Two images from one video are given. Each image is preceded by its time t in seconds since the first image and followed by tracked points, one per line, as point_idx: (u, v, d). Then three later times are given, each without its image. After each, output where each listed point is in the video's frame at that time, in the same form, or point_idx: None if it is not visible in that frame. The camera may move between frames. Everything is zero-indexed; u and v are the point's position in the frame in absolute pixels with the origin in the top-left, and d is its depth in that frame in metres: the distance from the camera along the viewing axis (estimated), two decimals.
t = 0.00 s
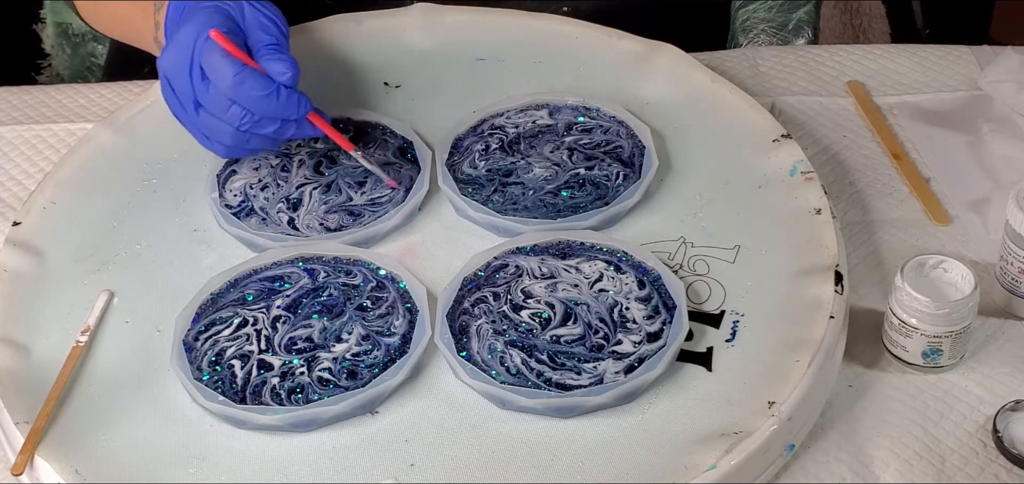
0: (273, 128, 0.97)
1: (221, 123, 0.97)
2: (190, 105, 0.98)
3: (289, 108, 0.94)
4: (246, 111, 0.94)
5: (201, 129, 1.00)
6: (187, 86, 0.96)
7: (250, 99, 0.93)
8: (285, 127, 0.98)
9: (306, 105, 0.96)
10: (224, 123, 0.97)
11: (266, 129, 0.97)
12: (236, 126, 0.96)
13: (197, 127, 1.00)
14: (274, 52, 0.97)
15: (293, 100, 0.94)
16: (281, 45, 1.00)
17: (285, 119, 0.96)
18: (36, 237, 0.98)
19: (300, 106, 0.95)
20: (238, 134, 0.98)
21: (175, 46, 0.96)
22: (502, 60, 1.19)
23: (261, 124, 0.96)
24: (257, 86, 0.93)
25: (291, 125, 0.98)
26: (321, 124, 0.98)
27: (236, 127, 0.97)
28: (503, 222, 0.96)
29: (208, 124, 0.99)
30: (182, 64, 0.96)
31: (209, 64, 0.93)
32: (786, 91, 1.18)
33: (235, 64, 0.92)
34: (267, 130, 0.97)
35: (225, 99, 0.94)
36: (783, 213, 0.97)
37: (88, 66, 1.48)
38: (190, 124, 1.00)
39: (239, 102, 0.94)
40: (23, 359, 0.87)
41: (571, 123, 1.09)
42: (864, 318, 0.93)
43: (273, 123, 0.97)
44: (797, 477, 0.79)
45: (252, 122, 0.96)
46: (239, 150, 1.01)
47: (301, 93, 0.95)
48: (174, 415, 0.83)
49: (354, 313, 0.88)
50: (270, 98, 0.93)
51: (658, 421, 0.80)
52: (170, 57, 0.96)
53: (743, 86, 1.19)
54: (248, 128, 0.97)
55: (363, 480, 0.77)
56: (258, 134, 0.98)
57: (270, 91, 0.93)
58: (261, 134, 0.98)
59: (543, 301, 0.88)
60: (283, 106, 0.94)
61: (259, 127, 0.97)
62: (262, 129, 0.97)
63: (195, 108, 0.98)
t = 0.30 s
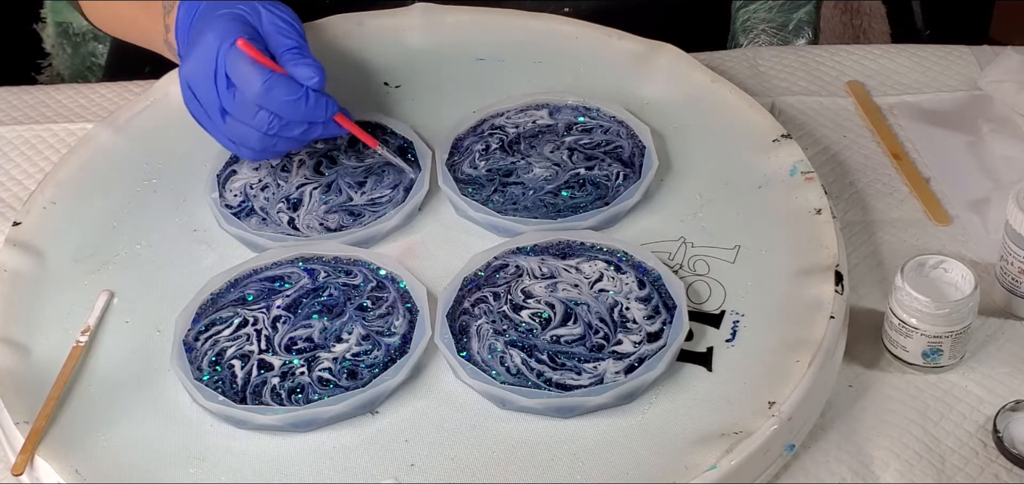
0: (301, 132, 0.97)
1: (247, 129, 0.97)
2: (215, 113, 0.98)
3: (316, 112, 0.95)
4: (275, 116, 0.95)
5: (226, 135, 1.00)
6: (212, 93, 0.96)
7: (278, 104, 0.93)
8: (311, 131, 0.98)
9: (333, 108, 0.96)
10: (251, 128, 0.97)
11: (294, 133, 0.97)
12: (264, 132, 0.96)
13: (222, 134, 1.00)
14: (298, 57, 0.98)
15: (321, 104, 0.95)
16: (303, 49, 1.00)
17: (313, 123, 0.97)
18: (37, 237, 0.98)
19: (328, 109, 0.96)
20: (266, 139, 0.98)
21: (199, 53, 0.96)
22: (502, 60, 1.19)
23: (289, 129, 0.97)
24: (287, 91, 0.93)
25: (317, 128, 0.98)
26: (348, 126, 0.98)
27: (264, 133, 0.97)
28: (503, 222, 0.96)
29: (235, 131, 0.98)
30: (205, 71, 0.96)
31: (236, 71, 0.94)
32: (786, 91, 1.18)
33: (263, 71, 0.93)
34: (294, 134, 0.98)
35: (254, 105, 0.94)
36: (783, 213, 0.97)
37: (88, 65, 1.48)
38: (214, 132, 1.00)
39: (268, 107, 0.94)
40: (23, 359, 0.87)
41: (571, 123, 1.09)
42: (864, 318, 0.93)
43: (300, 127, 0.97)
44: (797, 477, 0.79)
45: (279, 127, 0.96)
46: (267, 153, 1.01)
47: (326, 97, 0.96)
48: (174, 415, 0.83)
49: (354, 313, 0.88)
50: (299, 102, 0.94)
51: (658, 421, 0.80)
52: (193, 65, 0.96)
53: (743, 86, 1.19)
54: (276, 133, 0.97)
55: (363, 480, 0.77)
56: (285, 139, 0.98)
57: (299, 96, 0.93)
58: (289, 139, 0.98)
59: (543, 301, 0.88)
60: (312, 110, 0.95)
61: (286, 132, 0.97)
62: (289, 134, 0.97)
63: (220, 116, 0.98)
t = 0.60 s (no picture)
0: (229, 130, 0.97)
1: (177, 127, 0.98)
2: (148, 111, 0.99)
3: (243, 111, 0.95)
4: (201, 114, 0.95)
5: (163, 135, 1.00)
6: (143, 92, 0.97)
7: (203, 102, 0.94)
8: (240, 129, 0.98)
9: (261, 107, 0.96)
10: (182, 126, 0.97)
11: (222, 131, 0.97)
12: (192, 129, 0.97)
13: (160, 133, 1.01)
14: (231, 52, 0.98)
15: (247, 102, 0.95)
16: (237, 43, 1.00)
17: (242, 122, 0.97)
18: (37, 238, 0.98)
19: (254, 108, 0.96)
20: (198, 137, 0.98)
21: (127, 54, 0.97)
22: (502, 61, 1.19)
23: (215, 126, 0.97)
24: (210, 89, 0.93)
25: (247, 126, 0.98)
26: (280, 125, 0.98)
27: (194, 130, 0.97)
28: (503, 222, 0.96)
29: (167, 128, 0.99)
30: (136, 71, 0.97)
31: (161, 69, 0.94)
32: (786, 91, 1.18)
33: (187, 68, 0.93)
34: (223, 132, 0.98)
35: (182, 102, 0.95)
36: (783, 213, 0.97)
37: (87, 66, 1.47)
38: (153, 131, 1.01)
39: (193, 105, 0.94)
40: (23, 359, 0.87)
41: (571, 123, 1.09)
42: (864, 318, 0.93)
43: (229, 125, 0.97)
44: (798, 477, 0.79)
45: (207, 125, 0.96)
46: (204, 151, 1.02)
47: (255, 96, 0.96)
48: (175, 415, 0.83)
49: (354, 313, 0.88)
50: (223, 100, 0.94)
51: (658, 421, 0.80)
52: (123, 66, 0.97)
53: (743, 86, 1.19)
54: (205, 131, 0.97)
55: (363, 480, 0.77)
56: (216, 137, 0.99)
57: (222, 93, 0.94)
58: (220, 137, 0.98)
59: (543, 301, 0.88)
60: (236, 108, 0.94)
61: (216, 130, 0.97)
62: (219, 131, 0.97)
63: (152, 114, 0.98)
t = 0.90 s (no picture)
0: (203, 134, 0.96)
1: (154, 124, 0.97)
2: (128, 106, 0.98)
3: (222, 115, 0.93)
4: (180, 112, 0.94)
5: (140, 132, 0.99)
6: (127, 85, 0.97)
7: (185, 99, 0.92)
8: (217, 134, 0.96)
9: (241, 114, 0.95)
10: (158, 125, 0.96)
11: (198, 135, 0.96)
12: (167, 128, 0.96)
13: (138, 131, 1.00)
14: (221, 57, 0.97)
15: (228, 106, 0.94)
16: (227, 50, 1.00)
17: (218, 127, 0.95)
18: (37, 238, 0.98)
19: (234, 113, 0.94)
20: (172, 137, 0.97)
21: (118, 47, 0.97)
22: (502, 60, 1.19)
23: (191, 129, 0.95)
24: (193, 86, 0.92)
25: (224, 132, 0.96)
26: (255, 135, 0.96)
27: (169, 130, 0.96)
28: (503, 222, 0.96)
29: (144, 125, 0.98)
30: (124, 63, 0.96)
31: (147, 63, 0.93)
32: (786, 90, 1.18)
33: (173, 63, 0.93)
34: (198, 137, 0.96)
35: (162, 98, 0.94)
36: (783, 213, 0.97)
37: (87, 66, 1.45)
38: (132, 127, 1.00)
39: (174, 101, 0.93)
40: (23, 359, 0.87)
41: (571, 123, 1.09)
42: (864, 318, 0.93)
43: (205, 128, 0.95)
44: (798, 477, 0.79)
45: (182, 126, 0.95)
46: (179, 155, 1.00)
47: (236, 101, 0.94)
48: (175, 415, 0.83)
49: (354, 313, 0.88)
50: (204, 99, 0.92)
51: (659, 421, 0.80)
52: (112, 59, 0.97)
53: (743, 86, 1.19)
54: (181, 132, 0.96)
55: (363, 480, 0.77)
56: (191, 141, 0.97)
57: (205, 92, 0.92)
58: (194, 140, 0.97)
59: (543, 301, 0.88)
60: (216, 110, 0.93)
61: (191, 133, 0.96)
62: (195, 135, 0.96)
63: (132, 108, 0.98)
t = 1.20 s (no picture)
0: (206, 135, 0.95)
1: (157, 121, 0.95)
2: (130, 101, 0.96)
3: (232, 118, 0.93)
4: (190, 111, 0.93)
5: (139, 128, 0.98)
6: (132, 79, 0.94)
7: (197, 98, 0.91)
8: (219, 137, 0.95)
9: (248, 120, 0.94)
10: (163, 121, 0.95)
11: (200, 136, 0.95)
12: (171, 125, 0.95)
13: (136, 126, 0.98)
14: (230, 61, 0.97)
15: (237, 111, 0.93)
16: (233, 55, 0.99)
17: (222, 129, 0.95)
18: (37, 238, 0.98)
19: (242, 118, 0.94)
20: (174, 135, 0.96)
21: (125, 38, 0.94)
22: (502, 60, 1.19)
23: (196, 129, 0.94)
24: (207, 86, 0.91)
25: (225, 136, 0.96)
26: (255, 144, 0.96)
27: (172, 127, 0.95)
28: (503, 222, 0.96)
29: (145, 121, 0.96)
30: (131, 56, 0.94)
31: (161, 58, 0.92)
32: (786, 90, 1.18)
33: (189, 61, 0.91)
34: (200, 137, 0.95)
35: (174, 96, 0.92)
36: (783, 212, 0.97)
37: (88, 65, 1.45)
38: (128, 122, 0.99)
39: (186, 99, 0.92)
40: (23, 359, 0.87)
41: (571, 123, 1.09)
42: (864, 318, 0.93)
43: (209, 129, 0.95)
44: (797, 477, 0.79)
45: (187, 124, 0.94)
46: (173, 155, 0.99)
47: (245, 106, 0.94)
48: (175, 415, 0.83)
49: (354, 312, 0.88)
50: (218, 100, 0.92)
51: (659, 420, 0.80)
52: (118, 50, 0.94)
53: (743, 86, 1.19)
54: (184, 130, 0.95)
55: (363, 480, 0.77)
56: (191, 141, 0.96)
57: (218, 93, 0.92)
58: (194, 140, 0.96)
59: (543, 301, 0.88)
60: (227, 113, 0.93)
61: (194, 133, 0.95)
62: (197, 135, 0.95)
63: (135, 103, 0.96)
